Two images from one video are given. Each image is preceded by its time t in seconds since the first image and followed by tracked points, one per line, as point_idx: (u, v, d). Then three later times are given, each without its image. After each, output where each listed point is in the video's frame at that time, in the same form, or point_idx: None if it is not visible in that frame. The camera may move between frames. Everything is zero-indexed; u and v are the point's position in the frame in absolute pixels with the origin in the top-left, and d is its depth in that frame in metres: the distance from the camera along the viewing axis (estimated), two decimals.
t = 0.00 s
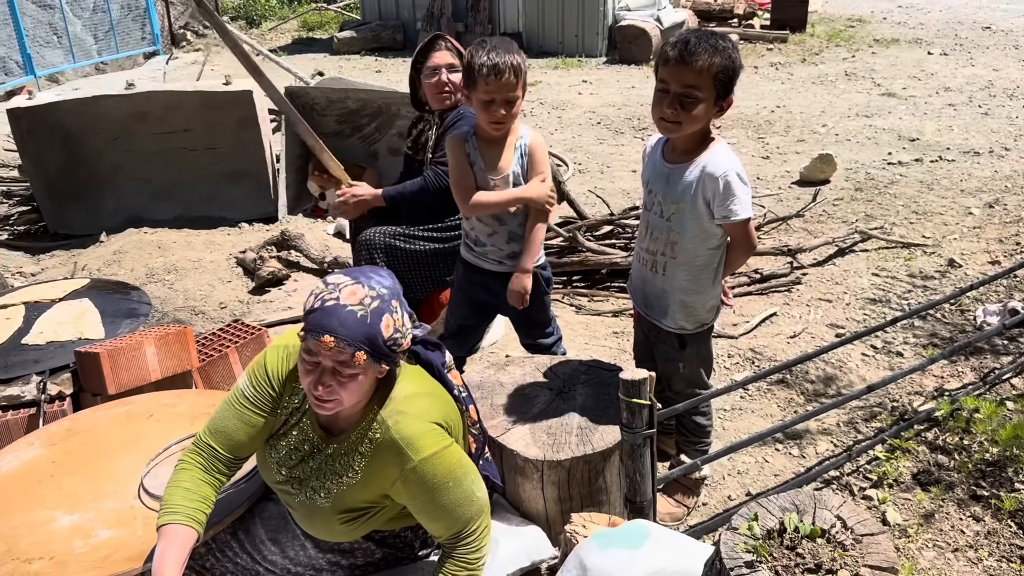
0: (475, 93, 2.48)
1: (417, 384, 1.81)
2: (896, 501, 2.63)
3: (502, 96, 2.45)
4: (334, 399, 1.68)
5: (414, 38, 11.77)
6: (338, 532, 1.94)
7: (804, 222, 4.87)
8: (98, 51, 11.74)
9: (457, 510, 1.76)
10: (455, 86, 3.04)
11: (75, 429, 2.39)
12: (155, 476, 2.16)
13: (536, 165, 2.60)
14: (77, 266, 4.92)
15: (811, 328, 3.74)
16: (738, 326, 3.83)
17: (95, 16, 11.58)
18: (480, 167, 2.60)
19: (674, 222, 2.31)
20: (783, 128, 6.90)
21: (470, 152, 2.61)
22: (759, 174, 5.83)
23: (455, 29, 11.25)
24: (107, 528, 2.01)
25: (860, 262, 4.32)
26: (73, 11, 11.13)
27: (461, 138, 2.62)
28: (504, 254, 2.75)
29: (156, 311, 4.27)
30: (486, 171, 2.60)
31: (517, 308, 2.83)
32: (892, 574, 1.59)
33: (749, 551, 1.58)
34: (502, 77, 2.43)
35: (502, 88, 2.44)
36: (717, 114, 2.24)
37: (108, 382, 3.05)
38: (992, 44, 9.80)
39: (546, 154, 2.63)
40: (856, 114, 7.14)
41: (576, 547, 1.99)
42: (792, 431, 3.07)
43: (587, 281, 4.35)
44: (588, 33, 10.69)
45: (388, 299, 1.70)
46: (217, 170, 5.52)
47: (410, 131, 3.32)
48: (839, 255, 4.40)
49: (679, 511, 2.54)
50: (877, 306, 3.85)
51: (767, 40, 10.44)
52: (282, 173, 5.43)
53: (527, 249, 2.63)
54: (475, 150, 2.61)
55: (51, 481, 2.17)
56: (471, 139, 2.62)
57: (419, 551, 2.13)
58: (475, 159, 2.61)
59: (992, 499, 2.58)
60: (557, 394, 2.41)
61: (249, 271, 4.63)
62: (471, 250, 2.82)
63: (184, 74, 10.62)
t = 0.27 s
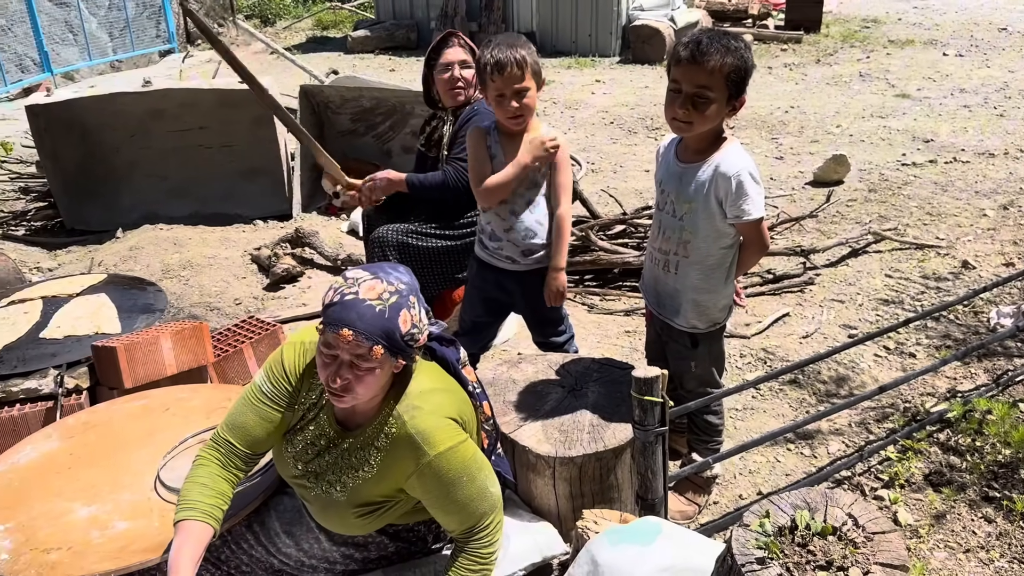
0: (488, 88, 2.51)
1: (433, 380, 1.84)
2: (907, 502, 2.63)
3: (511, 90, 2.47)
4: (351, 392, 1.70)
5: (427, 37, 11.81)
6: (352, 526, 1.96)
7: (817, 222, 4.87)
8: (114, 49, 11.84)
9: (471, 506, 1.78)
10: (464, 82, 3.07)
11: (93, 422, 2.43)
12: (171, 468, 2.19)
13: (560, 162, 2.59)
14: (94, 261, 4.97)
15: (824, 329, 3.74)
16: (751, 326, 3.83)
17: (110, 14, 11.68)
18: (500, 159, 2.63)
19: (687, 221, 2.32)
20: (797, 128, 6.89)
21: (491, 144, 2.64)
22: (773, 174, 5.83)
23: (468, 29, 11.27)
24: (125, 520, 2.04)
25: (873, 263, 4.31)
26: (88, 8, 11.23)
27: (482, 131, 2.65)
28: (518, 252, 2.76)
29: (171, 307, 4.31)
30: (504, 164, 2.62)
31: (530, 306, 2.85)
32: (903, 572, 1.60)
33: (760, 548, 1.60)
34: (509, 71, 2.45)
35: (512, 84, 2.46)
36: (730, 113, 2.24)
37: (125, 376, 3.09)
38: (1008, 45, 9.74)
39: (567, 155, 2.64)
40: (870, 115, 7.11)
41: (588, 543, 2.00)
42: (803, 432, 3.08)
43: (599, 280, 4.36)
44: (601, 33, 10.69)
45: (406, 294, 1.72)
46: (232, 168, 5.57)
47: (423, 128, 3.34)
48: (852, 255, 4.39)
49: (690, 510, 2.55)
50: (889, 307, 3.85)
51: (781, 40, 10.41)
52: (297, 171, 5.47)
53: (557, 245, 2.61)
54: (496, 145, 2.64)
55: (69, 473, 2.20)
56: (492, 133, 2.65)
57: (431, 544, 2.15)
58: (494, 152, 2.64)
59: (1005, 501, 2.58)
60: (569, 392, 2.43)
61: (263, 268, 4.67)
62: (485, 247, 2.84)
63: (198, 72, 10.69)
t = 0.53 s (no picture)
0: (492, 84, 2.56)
1: (439, 377, 1.83)
2: (917, 504, 2.61)
3: (511, 83, 2.48)
4: (356, 389, 1.70)
5: (438, 36, 11.81)
6: (359, 522, 1.96)
7: (829, 222, 4.84)
8: (126, 46, 11.91)
9: (477, 503, 1.78)
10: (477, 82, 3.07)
11: (102, 416, 2.44)
12: (179, 463, 2.20)
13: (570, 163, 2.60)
14: (105, 257, 5.00)
15: (834, 329, 3.71)
16: (761, 326, 3.81)
17: (123, 12, 11.76)
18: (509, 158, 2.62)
19: (696, 220, 2.31)
20: (809, 128, 6.85)
21: (500, 142, 2.63)
22: (784, 174, 5.80)
23: (480, 27, 11.26)
24: (132, 513, 2.05)
25: (885, 263, 4.28)
26: (102, 5, 11.30)
27: (492, 128, 2.65)
28: (526, 250, 2.76)
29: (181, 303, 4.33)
30: (513, 162, 2.61)
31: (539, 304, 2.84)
32: (911, 573, 1.59)
33: (767, 547, 1.59)
34: (509, 64, 2.48)
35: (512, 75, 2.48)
36: (739, 111, 2.23)
37: (134, 370, 3.10)
38: None
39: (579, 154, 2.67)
40: (883, 115, 7.07)
41: (595, 541, 2.00)
42: (813, 432, 3.06)
43: (608, 278, 4.35)
44: (613, 32, 10.67)
45: (412, 291, 1.72)
46: (243, 165, 5.59)
47: (435, 126, 3.33)
48: (864, 256, 4.36)
49: (698, 509, 2.54)
50: (901, 308, 3.82)
51: (794, 40, 10.35)
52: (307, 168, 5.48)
53: (564, 246, 2.63)
54: (505, 143, 2.63)
55: (78, 467, 2.21)
56: (502, 131, 2.64)
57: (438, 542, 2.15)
58: (504, 151, 2.63)
59: (1016, 503, 2.56)
60: (577, 390, 2.42)
61: (273, 264, 4.69)
62: (495, 245, 2.84)
63: (211, 70, 10.73)
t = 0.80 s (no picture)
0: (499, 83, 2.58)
1: (450, 374, 1.84)
2: (930, 506, 2.60)
3: (513, 81, 2.49)
4: (366, 385, 1.71)
5: (451, 34, 11.82)
6: (368, 518, 1.97)
7: (842, 222, 4.82)
8: (141, 43, 11.98)
9: (487, 501, 1.78)
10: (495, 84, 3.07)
11: (115, 411, 2.46)
12: (192, 458, 2.20)
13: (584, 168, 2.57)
14: (119, 252, 5.03)
15: (847, 330, 3.70)
16: (773, 326, 3.80)
17: (138, 9, 11.82)
18: (520, 159, 2.63)
19: (710, 218, 2.31)
20: (823, 128, 6.82)
21: (512, 142, 2.65)
22: (798, 174, 5.77)
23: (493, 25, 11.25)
24: (145, 507, 2.05)
25: (899, 264, 4.26)
26: (117, 2, 11.37)
27: (505, 128, 2.67)
28: (537, 249, 2.76)
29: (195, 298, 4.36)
30: (523, 162, 2.63)
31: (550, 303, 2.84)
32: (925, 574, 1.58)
33: (779, 548, 1.59)
34: (511, 61, 2.49)
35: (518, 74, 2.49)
36: (753, 111, 2.22)
37: (148, 365, 3.13)
38: None
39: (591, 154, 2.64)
40: (898, 115, 7.03)
41: (605, 539, 2.00)
42: (825, 433, 3.05)
43: (620, 277, 4.34)
44: (626, 30, 10.65)
45: (422, 288, 1.72)
46: (256, 162, 5.61)
47: (450, 125, 3.33)
48: (878, 257, 4.34)
49: (709, 509, 2.53)
50: (914, 309, 3.80)
51: (808, 39, 10.30)
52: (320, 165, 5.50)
53: (567, 241, 2.60)
54: (518, 143, 2.65)
55: (92, 461, 2.22)
56: (515, 132, 2.66)
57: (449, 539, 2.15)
58: (515, 151, 2.65)
59: None
60: (588, 388, 2.43)
61: (286, 261, 4.70)
62: (506, 244, 2.84)
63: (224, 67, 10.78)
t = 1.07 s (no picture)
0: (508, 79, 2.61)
1: (462, 369, 1.84)
2: (942, 507, 2.59)
3: (519, 76, 2.52)
4: (379, 377, 1.71)
5: (463, 32, 11.83)
6: (379, 513, 1.97)
7: (855, 223, 4.80)
8: (154, 40, 12.05)
9: (498, 496, 1.79)
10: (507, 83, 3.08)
11: (128, 406, 2.47)
12: (204, 453, 2.21)
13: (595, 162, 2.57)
14: (133, 248, 5.06)
15: (859, 331, 3.68)
16: (785, 326, 3.79)
17: (152, 7, 11.88)
18: (530, 157, 2.65)
19: (724, 217, 2.31)
20: (836, 128, 6.79)
21: (523, 141, 2.67)
22: (811, 174, 5.75)
23: (505, 24, 11.24)
24: (157, 502, 2.05)
25: (912, 265, 4.24)
26: None
27: (516, 127, 2.69)
28: (549, 246, 2.76)
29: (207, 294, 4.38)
30: (533, 160, 2.64)
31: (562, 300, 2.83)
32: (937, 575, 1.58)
33: (790, 547, 1.59)
34: (519, 57, 2.53)
35: (530, 70, 2.51)
36: (767, 109, 2.21)
37: (161, 360, 3.15)
38: None
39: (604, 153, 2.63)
40: (912, 115, 6.99)
41: (616, 538, 2.00)
42: (837, 434, 3.04)
43: (631, 276, 4.34)
44: (638, 30, 10.63)
45: (436, 282, 1.73)
46: (269, 159, 5.64)
47: (464, 125, 3.32)
48: (891, 257, 4.32)
49: (720, 509, 2.53)
50: (928, 310, 3.78)
51: (821, 39, 10.26)
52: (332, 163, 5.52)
53: (584, 243, 2.61)
54: (528, 141, 2.66)
55: (104, 456, 2.23)
56: (526, 131, 2.67)
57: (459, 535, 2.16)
58: (526, 149, 2.66)
59: None
60: (599, 387, 2.43)
61: (298, 258, 4.72)
62: (518, 242, 2.85)
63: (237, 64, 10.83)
